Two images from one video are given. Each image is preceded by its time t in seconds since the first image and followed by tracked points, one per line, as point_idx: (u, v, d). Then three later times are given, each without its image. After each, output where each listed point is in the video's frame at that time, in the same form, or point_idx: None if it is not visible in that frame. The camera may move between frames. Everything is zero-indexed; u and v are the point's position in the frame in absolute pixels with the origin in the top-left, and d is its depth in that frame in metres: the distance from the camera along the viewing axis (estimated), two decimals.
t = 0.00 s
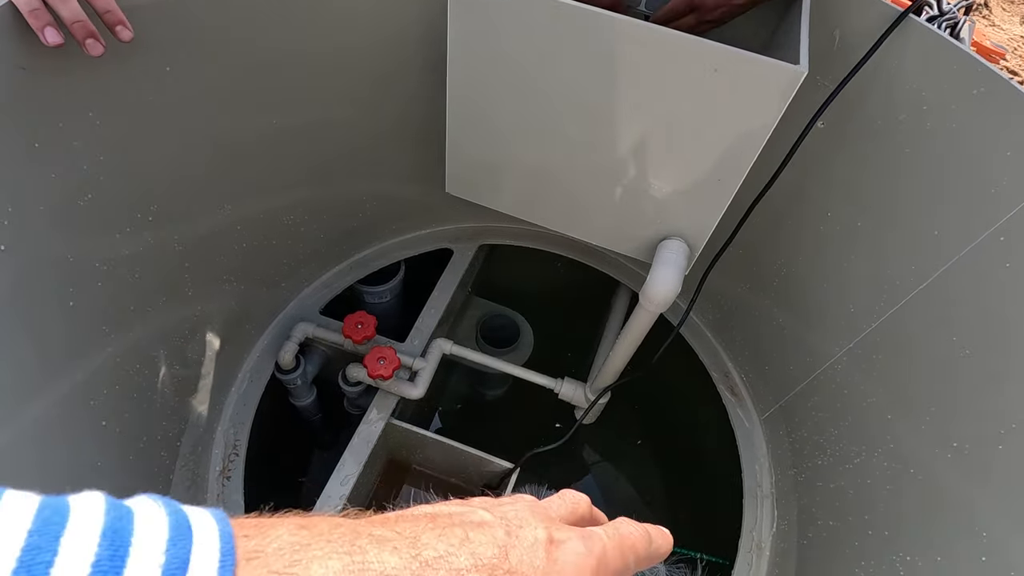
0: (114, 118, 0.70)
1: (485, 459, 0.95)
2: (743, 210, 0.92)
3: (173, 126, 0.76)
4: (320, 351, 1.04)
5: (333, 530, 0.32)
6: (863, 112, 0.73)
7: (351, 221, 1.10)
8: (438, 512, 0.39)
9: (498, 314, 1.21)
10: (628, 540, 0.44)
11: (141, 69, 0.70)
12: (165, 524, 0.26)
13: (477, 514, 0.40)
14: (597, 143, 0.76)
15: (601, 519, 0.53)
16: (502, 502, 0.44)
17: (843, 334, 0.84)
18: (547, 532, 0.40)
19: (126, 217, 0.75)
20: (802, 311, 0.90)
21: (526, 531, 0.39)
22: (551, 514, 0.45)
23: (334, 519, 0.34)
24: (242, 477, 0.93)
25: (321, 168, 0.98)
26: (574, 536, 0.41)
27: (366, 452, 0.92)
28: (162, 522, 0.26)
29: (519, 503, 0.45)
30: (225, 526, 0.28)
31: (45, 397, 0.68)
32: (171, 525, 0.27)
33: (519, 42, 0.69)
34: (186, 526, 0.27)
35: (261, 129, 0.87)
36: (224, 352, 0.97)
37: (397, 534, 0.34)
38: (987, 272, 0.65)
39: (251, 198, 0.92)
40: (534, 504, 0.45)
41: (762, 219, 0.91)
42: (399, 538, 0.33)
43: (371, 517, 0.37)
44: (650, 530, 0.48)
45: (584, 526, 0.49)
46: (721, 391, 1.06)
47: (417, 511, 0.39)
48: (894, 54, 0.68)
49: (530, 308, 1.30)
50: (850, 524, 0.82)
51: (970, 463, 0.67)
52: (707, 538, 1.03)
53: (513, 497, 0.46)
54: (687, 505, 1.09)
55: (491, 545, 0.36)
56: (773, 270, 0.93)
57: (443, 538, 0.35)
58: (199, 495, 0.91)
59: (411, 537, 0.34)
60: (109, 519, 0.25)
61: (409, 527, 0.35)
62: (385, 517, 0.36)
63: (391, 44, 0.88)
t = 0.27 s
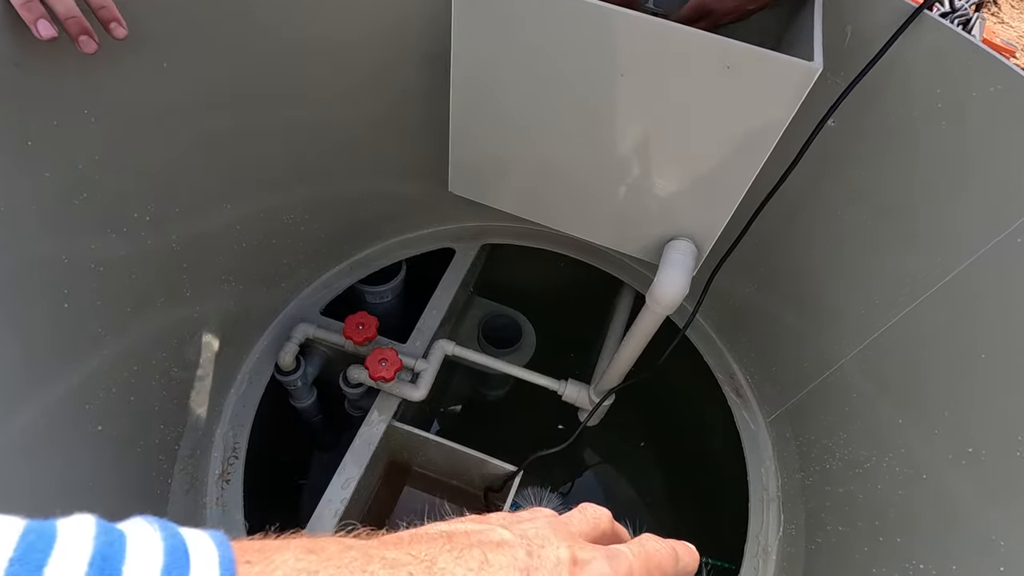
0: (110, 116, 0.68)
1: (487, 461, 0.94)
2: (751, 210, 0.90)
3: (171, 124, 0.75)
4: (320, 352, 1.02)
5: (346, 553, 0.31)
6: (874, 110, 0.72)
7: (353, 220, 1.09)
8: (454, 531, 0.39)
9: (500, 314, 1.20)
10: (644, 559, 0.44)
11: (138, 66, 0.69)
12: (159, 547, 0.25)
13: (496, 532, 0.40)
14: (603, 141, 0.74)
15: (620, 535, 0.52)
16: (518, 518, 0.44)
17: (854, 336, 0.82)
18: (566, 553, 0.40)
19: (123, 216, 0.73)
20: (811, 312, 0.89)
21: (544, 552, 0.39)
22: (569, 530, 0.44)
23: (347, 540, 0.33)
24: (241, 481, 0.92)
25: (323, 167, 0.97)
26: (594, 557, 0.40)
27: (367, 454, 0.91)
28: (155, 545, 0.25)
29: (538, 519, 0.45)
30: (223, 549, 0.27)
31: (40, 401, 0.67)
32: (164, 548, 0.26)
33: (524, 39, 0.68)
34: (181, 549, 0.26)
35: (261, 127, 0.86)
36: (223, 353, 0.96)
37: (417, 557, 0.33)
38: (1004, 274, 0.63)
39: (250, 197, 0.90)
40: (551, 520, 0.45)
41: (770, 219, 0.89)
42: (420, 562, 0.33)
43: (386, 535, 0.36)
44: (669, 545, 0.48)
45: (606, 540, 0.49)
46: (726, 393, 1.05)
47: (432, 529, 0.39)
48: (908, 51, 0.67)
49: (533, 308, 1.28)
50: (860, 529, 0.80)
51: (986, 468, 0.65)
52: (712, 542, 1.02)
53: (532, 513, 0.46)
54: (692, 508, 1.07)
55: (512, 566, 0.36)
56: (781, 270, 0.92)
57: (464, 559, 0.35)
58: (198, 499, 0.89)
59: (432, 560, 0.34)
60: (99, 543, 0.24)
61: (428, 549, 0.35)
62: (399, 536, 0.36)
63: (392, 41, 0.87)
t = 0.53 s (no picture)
0: (115, 119, 0.69)
1: (489, 463, 0.94)
2: (753, 212, 0.91)
3: (176, 126, 0.75)
4: (322, 353, 1.03)
5: (345, 557, 0.31)
6: (876, 113, 0.72)
7: (355, 222, 1.09)
8: (451, 537, 0.39)
9: (502, 315, 1.20)
10: (637, 564, 0.44)
11: (143, 69, 0.69)
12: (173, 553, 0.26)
13: (491, 536, 0.40)
14: (606, 145, 0.75)
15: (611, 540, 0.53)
16: (514, 522, 0.44)
17: (855, 339, 0.82)
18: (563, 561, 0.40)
19: (127, 219, 0.74)
20: (812, 314, 0.89)
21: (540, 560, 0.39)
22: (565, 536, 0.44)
23: (346, 543, 0.33)
24: (244, 481, 0.92)
25: (326, 169, 0.97)
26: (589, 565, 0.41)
27: (370, 455, 0.91)
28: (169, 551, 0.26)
29: (532, 522, 0.45)
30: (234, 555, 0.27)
31: (46, 402, 0.67)
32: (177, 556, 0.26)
33: (528, 42, 0.68)
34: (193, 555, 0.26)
35: (265, 129, 0.86)
36: (226, 353, 0.96)
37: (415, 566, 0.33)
38: (1005, 279, 0.64)
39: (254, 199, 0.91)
40: (547, 524, 0.45)
41: (772, 221, 0.89)
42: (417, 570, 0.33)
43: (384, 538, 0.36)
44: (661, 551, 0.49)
45: (597, 545, 0.49)
46: (728, 394, 1.05)
47: (429, 532, 0.39)
48: (911, 55, 0.67)
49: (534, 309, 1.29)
50: (861, 532, 0.80)
51: (986, 472, 0.65)
52: (712, 544, 1.02)
53: (526, 517, 0.46)
54: (693, 509, 1.08)
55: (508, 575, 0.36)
56: (783, 273, 0.92)
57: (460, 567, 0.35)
58: (201, 499, 0.90)
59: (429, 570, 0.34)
60: (114, 550, 0.24)
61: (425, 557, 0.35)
62: (397, 541, 0.36)
63: (395, 44, 0.87)
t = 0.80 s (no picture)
0: (118, 121, 0.70)
1: (486, 462, 0.95)
2: (748, 215, 0.92)
3: (179, 128, 0.77)
4: (322, 352, 1.04)
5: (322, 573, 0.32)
6: (868, 120, 0.73)
7: (356, 223, 1.10)
8: (425, 555, 0.40)
9: (500, 316, 1.21)
10: None
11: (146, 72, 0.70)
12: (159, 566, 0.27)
13: (462, 558, 0.41)
14: (601, 149, 0.76)
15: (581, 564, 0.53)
16: (487, 544, 0.45)
17: (848, 342, 0.83)
18: None
19: (130, 220, 0.75)
20: (805, 318, 0.90)
21: None
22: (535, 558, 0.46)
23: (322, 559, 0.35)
24: (243, 479, 0.93)
25: (327, 170, 0.99)
26: None
27: (367, 454, 0.92)
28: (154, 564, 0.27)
29: (504, 544, 0.46)
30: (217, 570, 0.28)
31: (49, 400, 0.68)
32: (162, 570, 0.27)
33: (524, 50, 0.69)
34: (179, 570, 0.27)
35: (266, 131, 0.87)
36: (226, 352, 0.97)
37: None
38: (992, 284, 0.65)
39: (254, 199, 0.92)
40: (517, 548, 0.46)
41: (767, 225, 0.90)
42: None
43: (357, 556, 0.38)
44: None
45: (568, 566, 0.50)
46: (723, 396, 1.06)
47: (403, 550, 0.40)
48: (901, 63, 0.68)
49: (532, 310, 1.30)
50: (852, 534, 0.81)
51: (973, 474, 0.66)
52: (706, 544, 1.03)
53: (499, 538, 0.47)
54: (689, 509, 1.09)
55: None
56: (777, 276, 0.93)
57: None
58: (200, 496, 0.91)
59: None
60: (105, 564, 0.25)
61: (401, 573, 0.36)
62: (370, 558, 0.37)
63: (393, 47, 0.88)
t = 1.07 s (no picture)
0: (134, 116, 0.70)
1: (492, 459, 0.95)
2: (759, 216, 0.91)
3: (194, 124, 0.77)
4: (331, 349, 1.04)
5: (343, 523, 0.32)
6: (883, 120, 0.72)
7: (365, 220, 1.10)
8: (447, 501, 0.38)
9: (508, 315, 1.21)
10: (641, 524, 0.43)
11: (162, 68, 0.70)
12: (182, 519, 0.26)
13: (485, 501, 0.39)
14: (616, 149, 0.75)
15: (620, 497, 0.52)
16: (515, 487, 0.43)
17: (860, 344, 0.83)
18: (562, 521, 0.39)
19: (144, 215, 0.75)
20: (817, 319, 0.90)
21: (537, 519, 0.38)
22: (567, 498, 0.43)
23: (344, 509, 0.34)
24: (252, 474, 0.94)
25: (338, 167, 0.99)
26: (589, 522, 0.40)
27: (376, 450, 0.92)
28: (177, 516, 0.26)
29: (533, 485, 0.44)
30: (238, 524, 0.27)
31: (61, 393, 0.69)
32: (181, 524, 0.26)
33: (539, 49, 0.69)
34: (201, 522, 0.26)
35: (279, 127, 0.87)
36: (236, 347, 0.98)
37: (409, 531, 0.33)
38: (1009, 287, 0.64)
39: (266, 195, 0.92)
40: (547, 490, 0.44)
41: (780, 225, 0.90)
42: (411, 536, 0.33)
43: (379, 505, 0.37)
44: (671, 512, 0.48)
45: (601, 504, 0.48)
46: (732, 397, 1.05)
47: (425, 499, 0.38)
48: (920, 62, 0.67)
49: (540, 309, 1.29)
50: (863, 537, 0.80)
51: (988, 479, 0.66)
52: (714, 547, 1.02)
53: (529, 480, 0.46)
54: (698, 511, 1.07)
55: (502, 534, 0.36)
56: (788, 278, 0.92)
57: (453, 531, 0.35)
58: (209, 489, 0.91)
59: (424, 535, 0.33)
60: (131, 509, 0.25)
61: (421, 523, 0.34)
62: (392, 507, 0.36)
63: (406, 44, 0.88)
